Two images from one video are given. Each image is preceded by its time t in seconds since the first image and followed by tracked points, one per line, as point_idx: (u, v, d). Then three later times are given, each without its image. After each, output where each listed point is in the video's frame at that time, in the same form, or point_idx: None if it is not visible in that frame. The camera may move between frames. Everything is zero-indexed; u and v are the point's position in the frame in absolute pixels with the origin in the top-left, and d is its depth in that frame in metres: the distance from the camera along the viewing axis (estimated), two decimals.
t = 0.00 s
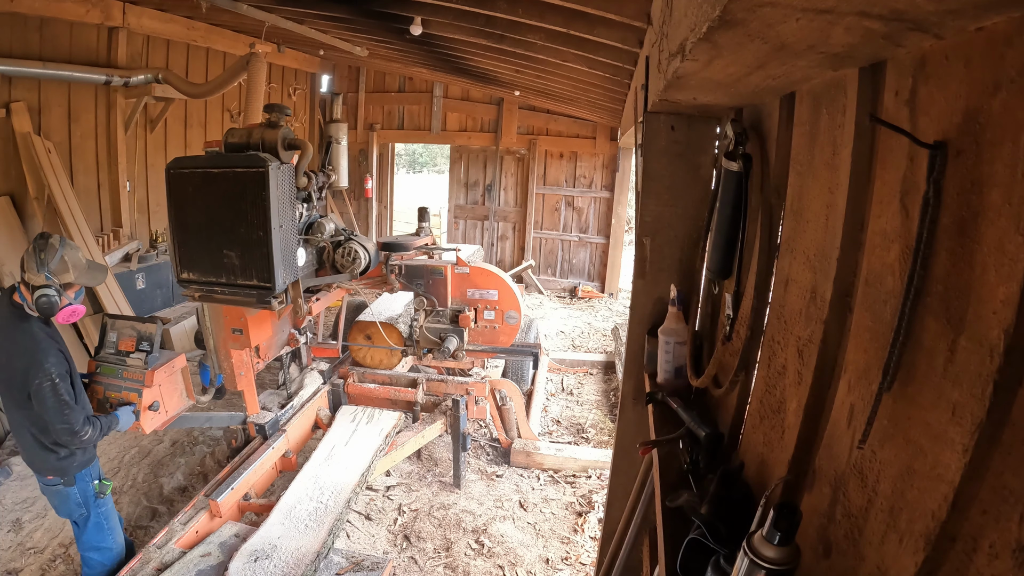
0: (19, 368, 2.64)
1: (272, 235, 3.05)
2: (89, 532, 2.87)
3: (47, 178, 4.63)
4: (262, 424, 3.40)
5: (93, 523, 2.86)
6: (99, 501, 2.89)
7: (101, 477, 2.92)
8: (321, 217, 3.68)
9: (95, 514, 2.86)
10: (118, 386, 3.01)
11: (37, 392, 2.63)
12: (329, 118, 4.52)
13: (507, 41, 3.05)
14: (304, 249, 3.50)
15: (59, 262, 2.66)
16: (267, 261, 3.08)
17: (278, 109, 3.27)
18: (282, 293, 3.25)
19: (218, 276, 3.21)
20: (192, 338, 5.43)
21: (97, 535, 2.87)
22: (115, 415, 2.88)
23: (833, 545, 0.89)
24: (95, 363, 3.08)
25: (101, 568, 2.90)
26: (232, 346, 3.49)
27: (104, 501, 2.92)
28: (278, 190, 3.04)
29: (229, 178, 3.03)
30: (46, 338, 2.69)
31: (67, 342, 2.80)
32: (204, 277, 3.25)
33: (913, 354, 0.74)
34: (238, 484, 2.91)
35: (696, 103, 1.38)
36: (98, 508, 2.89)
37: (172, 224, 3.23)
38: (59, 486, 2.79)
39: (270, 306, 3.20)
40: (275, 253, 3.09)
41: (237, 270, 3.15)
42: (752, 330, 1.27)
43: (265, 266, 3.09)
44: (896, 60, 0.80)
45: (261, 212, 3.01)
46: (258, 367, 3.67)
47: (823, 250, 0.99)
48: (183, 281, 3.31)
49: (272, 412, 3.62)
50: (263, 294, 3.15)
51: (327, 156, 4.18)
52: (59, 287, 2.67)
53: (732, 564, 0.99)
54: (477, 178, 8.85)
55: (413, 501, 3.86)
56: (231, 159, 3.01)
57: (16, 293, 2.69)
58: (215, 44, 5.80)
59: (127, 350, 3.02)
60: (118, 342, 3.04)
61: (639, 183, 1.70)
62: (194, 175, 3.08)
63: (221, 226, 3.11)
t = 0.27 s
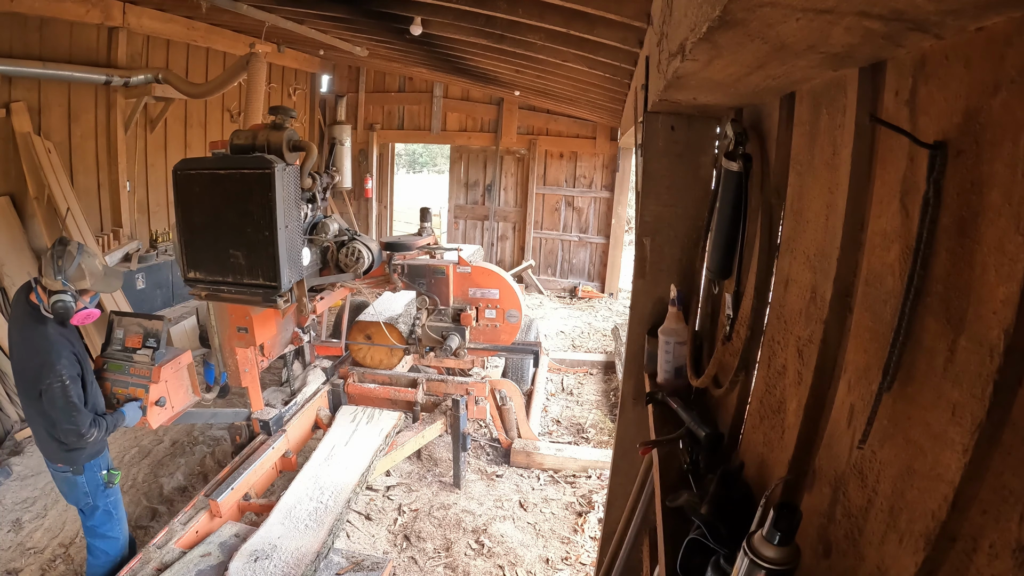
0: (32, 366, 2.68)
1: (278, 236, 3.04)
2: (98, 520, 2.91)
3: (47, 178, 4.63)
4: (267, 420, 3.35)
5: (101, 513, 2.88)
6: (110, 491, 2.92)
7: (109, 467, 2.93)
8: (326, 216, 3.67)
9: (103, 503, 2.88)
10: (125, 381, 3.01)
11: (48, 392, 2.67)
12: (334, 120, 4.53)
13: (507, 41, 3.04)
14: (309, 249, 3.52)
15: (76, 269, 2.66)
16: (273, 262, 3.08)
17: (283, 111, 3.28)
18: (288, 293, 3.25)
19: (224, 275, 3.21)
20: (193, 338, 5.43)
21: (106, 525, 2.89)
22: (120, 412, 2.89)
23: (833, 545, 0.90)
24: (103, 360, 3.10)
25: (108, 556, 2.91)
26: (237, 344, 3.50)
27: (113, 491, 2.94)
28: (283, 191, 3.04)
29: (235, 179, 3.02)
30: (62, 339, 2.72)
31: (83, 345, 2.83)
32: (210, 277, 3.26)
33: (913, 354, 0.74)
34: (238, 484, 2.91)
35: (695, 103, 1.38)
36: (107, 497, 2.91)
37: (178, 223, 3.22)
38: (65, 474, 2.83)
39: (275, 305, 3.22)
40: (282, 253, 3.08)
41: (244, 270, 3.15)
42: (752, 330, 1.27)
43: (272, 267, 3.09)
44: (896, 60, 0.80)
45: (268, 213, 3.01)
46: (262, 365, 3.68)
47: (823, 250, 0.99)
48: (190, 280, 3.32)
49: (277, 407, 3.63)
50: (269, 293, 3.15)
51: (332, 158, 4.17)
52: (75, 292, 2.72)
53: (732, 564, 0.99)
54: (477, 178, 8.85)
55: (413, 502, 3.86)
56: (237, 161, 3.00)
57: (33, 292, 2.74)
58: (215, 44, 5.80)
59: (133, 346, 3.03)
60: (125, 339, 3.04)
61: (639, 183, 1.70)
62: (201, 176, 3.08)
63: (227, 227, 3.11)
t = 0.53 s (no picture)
0: (40, 363, 2.72)
1: (285, 234, 3.06)
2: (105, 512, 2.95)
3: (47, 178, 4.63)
4: (272, 415, 3.39)
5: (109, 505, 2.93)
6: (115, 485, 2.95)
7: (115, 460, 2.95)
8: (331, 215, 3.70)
9: (109, 496, 2.92)
10: (133, 376, 3.03)
11: (53, 390, 2.70)
12: (338, 121, 4.54)
13: (507, 41, 3.04)
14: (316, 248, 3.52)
15: (89, 276, 2.71)
16: (280, 260, 3.09)
17: (288, 112, 3.30)
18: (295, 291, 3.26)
19: (231, 273, 3.22)
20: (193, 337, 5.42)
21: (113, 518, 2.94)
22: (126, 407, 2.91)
23: (833, 546, 0.89)
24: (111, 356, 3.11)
25: (114, 549, 2.97)
26: (243, 341, 3.43)
27: (118, 484, 2.98)
28: (290, 191, 3.05)
29: (242, 178, 3.03)
30: (71, 339, 2.75)
31: (93, 346, 2.85)
32: (217, 275, 3.26)
33: (913, 354, 0.74)
34: (238, 485, 2.91)
35: (695, 102, 1.38)
36: (112, 491, 2.94)
37: (186, 222, 3.23)
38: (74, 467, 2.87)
39: (282, 302, 3.23)
40: (288, 251, 3.10)
41: (251, 268, 3.16)
42: (752, 330, 1.27)
43: (279, 265, 3.10)
44: (896, 60, 0.80)
45: (275, 212, 3.02)
46: (266, 362, 3.62)
47: (823, 249, 0.99)
48: (197, 279, 3.32)
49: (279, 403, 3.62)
50: (276, 290, 3.16)
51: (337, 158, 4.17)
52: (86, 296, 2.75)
53: (732, 564, 0.99)
54: (477, 178, 8.85)
55: (413, 502, 3.86)
56: (244, 161, 3.01)
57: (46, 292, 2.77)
58: (215, 44, 5.80)
59: (141, 343, 3.04)
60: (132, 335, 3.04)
61: (639, 183, 1.70)
62: (209, 176, 3.09)
63: (234, 225, 3.12)
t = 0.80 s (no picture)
0: (47, 357, 2.74)
1: (292, 232, 3.06)
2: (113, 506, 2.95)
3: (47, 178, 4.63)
4: (276, 411, 3.45)
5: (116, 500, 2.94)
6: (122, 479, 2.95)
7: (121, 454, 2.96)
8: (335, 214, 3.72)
9: (116, 490, 2.93)
10: (139, 372, 3.05)
11: (60, 383, 2.73)
12: (342, 122, 4.55)
13: (506, 41, 3.04)
14: (321, 247, 3.56)
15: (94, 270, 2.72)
16: (288, 258, 3.09)
17: (294, 113, 3.28)
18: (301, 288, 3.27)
19: (238, 271, 3.21)
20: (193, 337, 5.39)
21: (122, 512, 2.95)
22: (134, 402, 2.95)
23: (833, 546, 0.89)
24: (117, 351, 3.12)
25: (124, 543, 2.97)
26: (248, 339, 3.49)
27: (125, 478, 2.97)
28: (297, 189, 3.05)
29: (250, 177, 3.03)
30: (77, 335, 2.75)
31: (99, 341, 2.87)
32: (225, 272, 3.26)
33: (913, 354, 0.74)
34: (238, 484, 2.91)
35: (695, 103, 1.38)
36: (119, 485, 2.94)
37: (193, 220, 3.22)
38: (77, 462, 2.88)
39: (288, 299, 3.24)
40: (295, 249, 3.10)
41: (259, 266, 3.16)
42: (752, 330, 1.27)
43: (286, 262, 3.10)
44: (896, 60, 0.80)
45: (282, 210, 3.02)
46: (270, 358, 3.70)
47: (823, 250, 0.99)
48: (204, 276, 3.31)
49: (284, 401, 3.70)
50: (282, 287, 3.16)
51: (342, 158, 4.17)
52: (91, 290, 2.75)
53: (732, 564, 0.99)
54: (477, 178, 8.85)
55: (413, 502, 3.86)
56: (252, 160, 3.01)
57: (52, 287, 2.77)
58: (215, 44, 5.80)
59: (148, 339, 3.04)
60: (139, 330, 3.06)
61: (639, 183, 1.70)
62: (217, 175, 3.08)
63: (241, 223, 3.12)
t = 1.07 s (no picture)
0: (53, 352, 2.74)
1: (299, 230, 3.07)
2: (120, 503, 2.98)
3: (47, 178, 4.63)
4: (282, 407, 3.47)
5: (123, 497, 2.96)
6: (128, 475, 2.96)
7: (125, 451, 2.96)
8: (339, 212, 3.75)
9: (123, 486, 2.94)
10: (147, 368, 3.02)
11: (68, 377, 2.73)
12: (345, 122, 4.55)
13: (506, 41, 3.04)
14: (327, 245, 3.58)
15: (99, 262, 2.72)
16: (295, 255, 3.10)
17: (300, 114, 3.31)
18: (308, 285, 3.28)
19: (246, 268, 3.21)
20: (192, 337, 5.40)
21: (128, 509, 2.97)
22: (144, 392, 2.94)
23: (833, 545, 0.89)
24: (124, 348, 3.11)
25: (132, 536, 3.00)
26: (254, 335, 3.50)
27: (131, 474, 2.99)
28: (304, 188, 3.06)
29: (257, 175, 3.03)
30: (80, 328, 2.76)
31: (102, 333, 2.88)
32: (232, 270, 3.25)
33: (913, 354, 0.74)
34: (238, 485, 2.91)
35: (695, 103, 1.38)
36: (125, 481, 2.96)
37: (201, 218, 3.22)
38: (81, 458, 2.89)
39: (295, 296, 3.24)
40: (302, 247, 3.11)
41: (266, 263, 3.16)
42: (752, 330, 1.27)
43: (293, 259, 3.11)
44: (896, 60, 0.80)
45: (289, 208, 3.03)
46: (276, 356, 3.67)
47: (823, 250, 0.99)
48: (211, 274, 3.30)
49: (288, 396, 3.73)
50: (289, 284, 3.17)
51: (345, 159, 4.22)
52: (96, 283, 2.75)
53: (732, 564, 0.99)
54: (477, 178, 8.86)
55: (413, 502, 3.86)
56: (260, 160, 3.01)
57: (57, 283, 2.77)
58: (215, 44, 5.79)
59: (156, 335, 3.08)
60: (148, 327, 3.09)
61: (639, 184, 1.70)
62: (225, 175, 3.08)
63: (248, 221, 3.11)
